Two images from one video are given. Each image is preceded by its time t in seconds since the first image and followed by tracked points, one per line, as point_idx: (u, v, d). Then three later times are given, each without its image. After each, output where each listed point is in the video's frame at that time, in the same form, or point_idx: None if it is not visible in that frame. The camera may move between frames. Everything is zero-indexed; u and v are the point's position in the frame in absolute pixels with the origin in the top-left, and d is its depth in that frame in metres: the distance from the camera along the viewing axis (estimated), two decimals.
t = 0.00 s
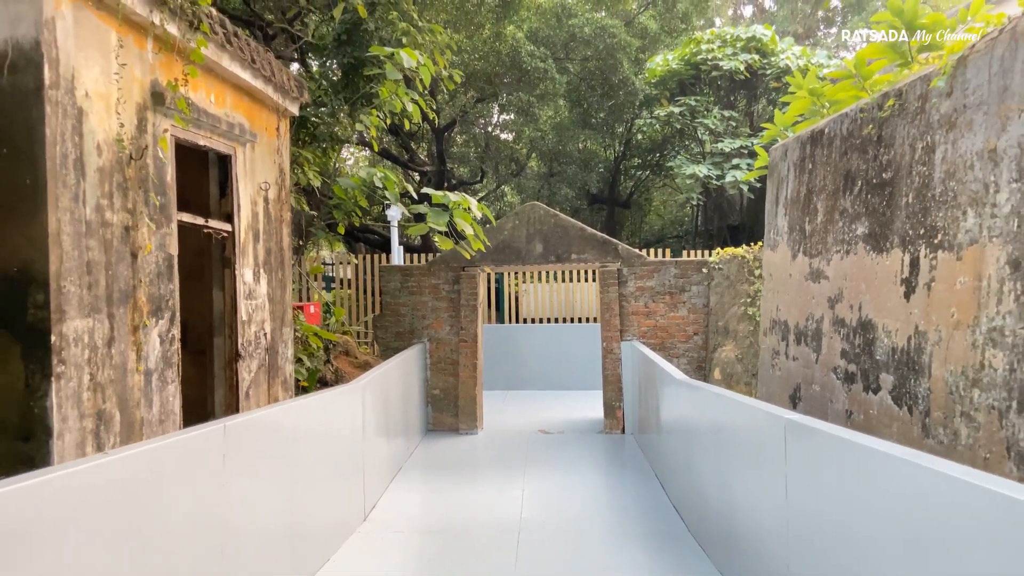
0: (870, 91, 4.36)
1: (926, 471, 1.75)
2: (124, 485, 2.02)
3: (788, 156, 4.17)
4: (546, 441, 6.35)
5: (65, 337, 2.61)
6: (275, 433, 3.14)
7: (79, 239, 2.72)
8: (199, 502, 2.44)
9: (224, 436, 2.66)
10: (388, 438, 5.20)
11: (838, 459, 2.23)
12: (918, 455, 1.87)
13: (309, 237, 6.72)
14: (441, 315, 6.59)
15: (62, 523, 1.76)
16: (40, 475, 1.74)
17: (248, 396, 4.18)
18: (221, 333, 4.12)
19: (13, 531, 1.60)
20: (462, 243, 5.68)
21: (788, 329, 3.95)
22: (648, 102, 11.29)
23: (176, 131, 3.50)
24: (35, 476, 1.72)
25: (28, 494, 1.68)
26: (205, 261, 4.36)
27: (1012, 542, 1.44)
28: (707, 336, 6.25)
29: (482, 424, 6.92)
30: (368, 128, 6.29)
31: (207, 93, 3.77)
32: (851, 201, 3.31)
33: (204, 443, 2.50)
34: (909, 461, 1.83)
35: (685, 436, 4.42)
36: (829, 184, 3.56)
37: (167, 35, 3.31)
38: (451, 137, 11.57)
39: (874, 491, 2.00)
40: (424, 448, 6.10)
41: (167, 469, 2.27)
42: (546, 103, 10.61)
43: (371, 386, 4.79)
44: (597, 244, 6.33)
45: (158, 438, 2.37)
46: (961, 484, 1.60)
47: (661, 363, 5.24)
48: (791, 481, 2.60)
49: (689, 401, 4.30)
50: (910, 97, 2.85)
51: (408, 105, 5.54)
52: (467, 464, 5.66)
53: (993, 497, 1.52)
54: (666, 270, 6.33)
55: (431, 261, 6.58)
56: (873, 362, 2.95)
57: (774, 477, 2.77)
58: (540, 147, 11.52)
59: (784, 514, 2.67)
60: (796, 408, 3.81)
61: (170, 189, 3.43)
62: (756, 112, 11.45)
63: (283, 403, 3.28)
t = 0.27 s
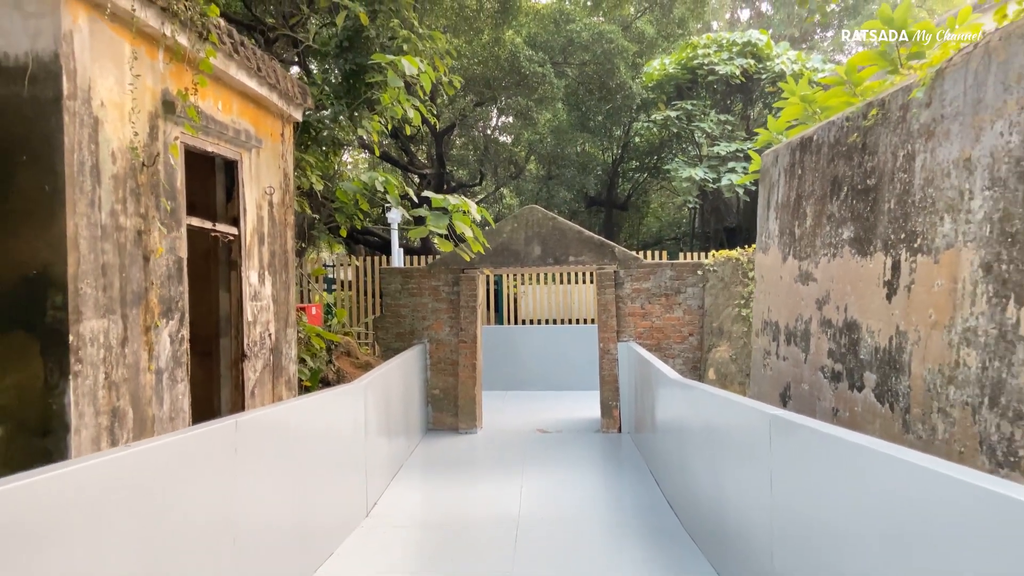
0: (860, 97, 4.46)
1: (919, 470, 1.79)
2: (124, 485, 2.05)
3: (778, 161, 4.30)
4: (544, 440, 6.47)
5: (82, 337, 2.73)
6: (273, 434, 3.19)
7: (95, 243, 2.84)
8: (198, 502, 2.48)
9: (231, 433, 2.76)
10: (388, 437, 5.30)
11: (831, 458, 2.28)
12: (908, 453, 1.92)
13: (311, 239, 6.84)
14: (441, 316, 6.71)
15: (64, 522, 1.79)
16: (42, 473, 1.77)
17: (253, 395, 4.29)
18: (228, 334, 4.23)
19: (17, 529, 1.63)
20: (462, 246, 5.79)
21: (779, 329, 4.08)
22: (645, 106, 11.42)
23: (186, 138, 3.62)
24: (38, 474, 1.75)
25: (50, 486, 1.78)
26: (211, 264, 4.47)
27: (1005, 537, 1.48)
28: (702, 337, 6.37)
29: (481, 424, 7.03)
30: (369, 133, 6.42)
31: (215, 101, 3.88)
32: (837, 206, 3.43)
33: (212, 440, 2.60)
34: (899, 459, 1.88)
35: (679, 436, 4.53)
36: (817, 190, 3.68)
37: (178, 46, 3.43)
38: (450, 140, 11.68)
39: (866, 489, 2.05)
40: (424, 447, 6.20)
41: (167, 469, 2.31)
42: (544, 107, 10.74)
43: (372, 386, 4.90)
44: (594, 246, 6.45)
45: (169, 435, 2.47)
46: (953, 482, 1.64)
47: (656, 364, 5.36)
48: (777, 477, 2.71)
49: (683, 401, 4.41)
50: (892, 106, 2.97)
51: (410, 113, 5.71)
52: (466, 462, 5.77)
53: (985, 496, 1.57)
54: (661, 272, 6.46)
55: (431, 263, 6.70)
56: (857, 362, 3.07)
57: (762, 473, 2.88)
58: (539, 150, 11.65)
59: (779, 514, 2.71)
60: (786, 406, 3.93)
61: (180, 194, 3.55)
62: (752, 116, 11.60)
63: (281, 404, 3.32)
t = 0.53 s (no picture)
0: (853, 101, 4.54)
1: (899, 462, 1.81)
2: (130, 477, 2.12)
3: (769, 164, 4.42)
4: (543, 437, 6.59)
5: (97, 334, 2.85)
6: (279, 428, 3.30)
7: (109, 244, 2.96)
8: (195, 500, 2.50)
9: (239, 426, 2.88)
10: (390, 434, 5.42)
11: (816, 451, 2.34)
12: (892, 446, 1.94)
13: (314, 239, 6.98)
14: (441, 316, 6.83)
15: (71, 513, 1.85)
16: (41, 467, 1.79)
17: (259, 392, 4.41)
18: (234, 332, 4.35)
19: (15, 523, 1.64)
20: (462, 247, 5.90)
21: (769, 328, 4.19)
22: (644, 108, 11.54)
23: (194, 143, 3.74)
24: (36, 468, 1.77)
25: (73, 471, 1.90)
26: (218, 265, 4.60)
27: (976, 529, 1.50)
28: (698, 336, 6.49)
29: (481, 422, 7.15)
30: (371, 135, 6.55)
31: (222, 106, 4.01)
32: (824, 208, 3.54)
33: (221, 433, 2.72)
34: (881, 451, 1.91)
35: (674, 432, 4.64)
36: (805, 193, 3.80)
37: (188, 54, 3.55)
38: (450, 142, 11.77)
39: (851, 483, 2.07)
40: (425, 444, 6.32)
41: (165, 464, 2.34)
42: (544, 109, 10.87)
43: (374, 383, 5.01)
44: (592, 247, 6.57)
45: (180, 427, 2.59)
46: (930, 473, 1.67)
47: (652, 362, 5.47)
48: (763, 469, 2.82)
49: (677, 397, 4.52)
50: (874, 113, 3.09)
51: (410, 116, 5.85)
52: (466, 459, 5.89)
53: (945, 482, 1.64)
54: (658, 272, 6.58)
55: (432, 264, 6.82)
56: (842, 358, 3.19)
57: (749, 465, 2.99)
58: (539, 152, 11.77)
59: (769, 508, 2.77)
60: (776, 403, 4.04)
61: (188, 198, 3.67)
62: (750, 118, 11.72)
63: (284, 401, 3.40)
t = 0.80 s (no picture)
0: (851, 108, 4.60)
1: (887, 460, 1.86)
2: (148, 471, 2.23)
3: (766, 169, 4.51)
4: (545, 436, 6.69)
5: (115, 336, 2.96)
6: (287, 427, 3.41)
7: (126, 249, 3.07)
8: (201, 499, 2.56)
9: (250, 424, 2.99)
10: (394, 434, 5.53)
11: (804, 448, 2.44)
12: (881, 444, 1.99)
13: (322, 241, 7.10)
14: (445, 318, 6.94)
15: (94, 504, 1.96)
16: (61, 463, 1.88)
17: (268, 392, 4.52)
18: (244, 334, 4.46)
19: (44, 513, 1.75)
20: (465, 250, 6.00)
21: (766, 329, 4.29)
22: (645, 111, 11.66)
23: (206, 149, 3.86)
24: (56, 464, 1.86)
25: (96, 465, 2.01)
26: (228, 267, 4.71)
27: (947, 520, 1.57)
28: (698, 337, 6.59)
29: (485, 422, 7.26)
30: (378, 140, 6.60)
31: (232, 114, 4.12)
32: (818, 213, 3.64)
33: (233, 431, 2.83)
34: (870, 449, 1.95)
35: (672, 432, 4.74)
36: (800, 198, 3.90)
37: (201, 64, 3.67)
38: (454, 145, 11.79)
39: (842, 481, 2.12)
40: (429, 444, 6.42)
41: (181, 460, 2.45)
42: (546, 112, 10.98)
43: (379, 384, 5.12)
44: (593, 250, 6.67)
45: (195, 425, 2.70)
46: (902, 467, 1.77)
47: (652, 363, 5.57)
48: (757, 466, 2.92)
49: (676, 398, 4.61)
50: (865, 121, 3.19)
51: (415, 122, 5.85)
52: (469, 458, 5.99)
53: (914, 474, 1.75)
54: (658, 274, 6.68)
55: (436, 266, 6.94)
56: (834, 359, 3.28)
57: (744, 463, 3.08)
58: (541, 155, 11.89)
59: (762, 504, 2.87)
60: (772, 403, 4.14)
61: (200, 203, 3.78)
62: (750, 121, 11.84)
63: (292, 400, 3.51)
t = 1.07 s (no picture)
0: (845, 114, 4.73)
1: (875, 452, 1.97)
2: (176, 464, 2.35)
3: (766, 175, 4.62)
4: (548, 437, 6.80)
5: (136, 337, 3.08)
6: (300, 425, 3.52)
7: (147, 253, 3.19)
8: (222, 492, 2.68)
9: (266, 421, 3.11)
10: (401, 433, 5.64)
11: (799, 443, 2.55)
12: (870, 438, 2.10)
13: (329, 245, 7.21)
14: (450, 320, 7.06)
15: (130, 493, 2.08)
16: (101, 454, 2.00)
17: (279, 392, 4.64)
18: (256, 335, 4.57)
19: (89, 499, 1.88)
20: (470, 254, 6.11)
21: (765, 331, 4.40)
22: (647, 116, 11.78)
23: (221, 157, 3.98)
24: (97, 455, 1.98)
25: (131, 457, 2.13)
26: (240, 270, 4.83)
27: (929, 507, 1.68)
28: (699, 339, 6.69)
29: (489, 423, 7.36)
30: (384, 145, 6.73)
31: (246, 121, 4.24)
32: (816, 218, 3.75)
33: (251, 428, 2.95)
34: (860, 442, 2.06)
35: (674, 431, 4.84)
36: (798, 203, 4.00)
37: (217, 74, 3.79)
38: (457, 149, 11.89)
39: (834, 474, 2.23)
40: (434, 444, 6.53)
41: (205, 454, 2.57)
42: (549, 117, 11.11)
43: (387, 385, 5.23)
44: (596, 253, 6.78)
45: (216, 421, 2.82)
46: (888, 459, 1.89)
47: (654, 364, 5.67)
48: (755, 463, 3.02)
49: (677, 398, 4.72)
50: (860, 130, 3.29)
51: (421, 128, 5.97)
52: (474, 458, 6.10)
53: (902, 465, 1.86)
54: (660, 277, 6.79)
55: (441, 269, 7.05)
56: (831, 360, 3.39)
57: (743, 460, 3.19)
58: (544, 159, 12.02)
59: (760, 499, 2.97)
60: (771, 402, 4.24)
61: (216, 208, 3.90)
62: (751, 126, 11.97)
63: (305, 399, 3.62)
